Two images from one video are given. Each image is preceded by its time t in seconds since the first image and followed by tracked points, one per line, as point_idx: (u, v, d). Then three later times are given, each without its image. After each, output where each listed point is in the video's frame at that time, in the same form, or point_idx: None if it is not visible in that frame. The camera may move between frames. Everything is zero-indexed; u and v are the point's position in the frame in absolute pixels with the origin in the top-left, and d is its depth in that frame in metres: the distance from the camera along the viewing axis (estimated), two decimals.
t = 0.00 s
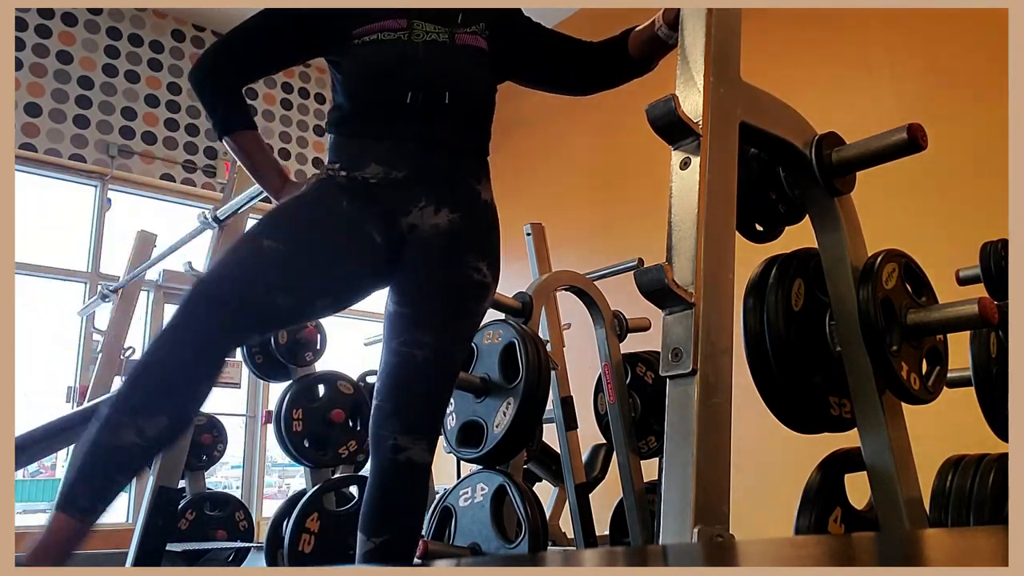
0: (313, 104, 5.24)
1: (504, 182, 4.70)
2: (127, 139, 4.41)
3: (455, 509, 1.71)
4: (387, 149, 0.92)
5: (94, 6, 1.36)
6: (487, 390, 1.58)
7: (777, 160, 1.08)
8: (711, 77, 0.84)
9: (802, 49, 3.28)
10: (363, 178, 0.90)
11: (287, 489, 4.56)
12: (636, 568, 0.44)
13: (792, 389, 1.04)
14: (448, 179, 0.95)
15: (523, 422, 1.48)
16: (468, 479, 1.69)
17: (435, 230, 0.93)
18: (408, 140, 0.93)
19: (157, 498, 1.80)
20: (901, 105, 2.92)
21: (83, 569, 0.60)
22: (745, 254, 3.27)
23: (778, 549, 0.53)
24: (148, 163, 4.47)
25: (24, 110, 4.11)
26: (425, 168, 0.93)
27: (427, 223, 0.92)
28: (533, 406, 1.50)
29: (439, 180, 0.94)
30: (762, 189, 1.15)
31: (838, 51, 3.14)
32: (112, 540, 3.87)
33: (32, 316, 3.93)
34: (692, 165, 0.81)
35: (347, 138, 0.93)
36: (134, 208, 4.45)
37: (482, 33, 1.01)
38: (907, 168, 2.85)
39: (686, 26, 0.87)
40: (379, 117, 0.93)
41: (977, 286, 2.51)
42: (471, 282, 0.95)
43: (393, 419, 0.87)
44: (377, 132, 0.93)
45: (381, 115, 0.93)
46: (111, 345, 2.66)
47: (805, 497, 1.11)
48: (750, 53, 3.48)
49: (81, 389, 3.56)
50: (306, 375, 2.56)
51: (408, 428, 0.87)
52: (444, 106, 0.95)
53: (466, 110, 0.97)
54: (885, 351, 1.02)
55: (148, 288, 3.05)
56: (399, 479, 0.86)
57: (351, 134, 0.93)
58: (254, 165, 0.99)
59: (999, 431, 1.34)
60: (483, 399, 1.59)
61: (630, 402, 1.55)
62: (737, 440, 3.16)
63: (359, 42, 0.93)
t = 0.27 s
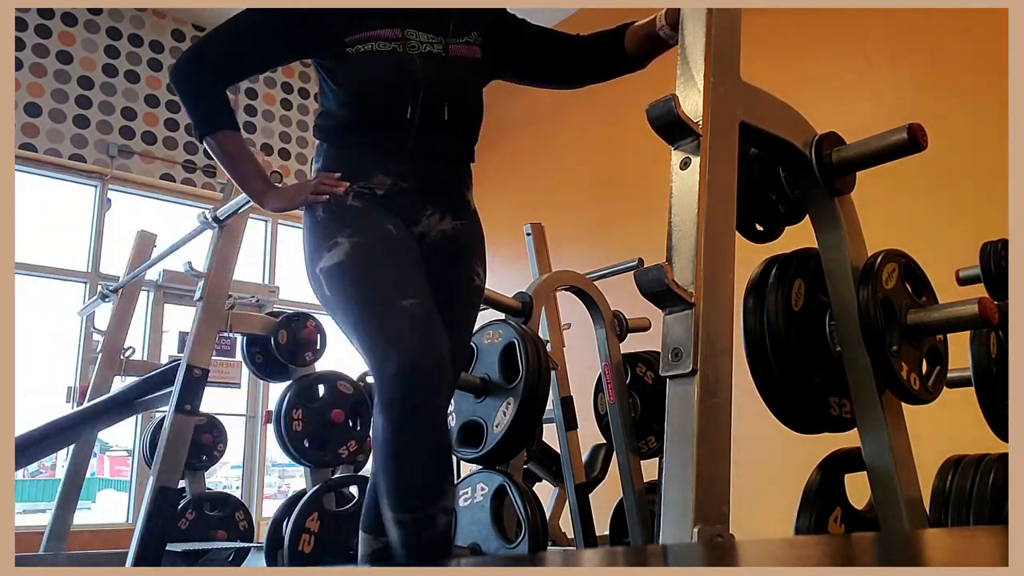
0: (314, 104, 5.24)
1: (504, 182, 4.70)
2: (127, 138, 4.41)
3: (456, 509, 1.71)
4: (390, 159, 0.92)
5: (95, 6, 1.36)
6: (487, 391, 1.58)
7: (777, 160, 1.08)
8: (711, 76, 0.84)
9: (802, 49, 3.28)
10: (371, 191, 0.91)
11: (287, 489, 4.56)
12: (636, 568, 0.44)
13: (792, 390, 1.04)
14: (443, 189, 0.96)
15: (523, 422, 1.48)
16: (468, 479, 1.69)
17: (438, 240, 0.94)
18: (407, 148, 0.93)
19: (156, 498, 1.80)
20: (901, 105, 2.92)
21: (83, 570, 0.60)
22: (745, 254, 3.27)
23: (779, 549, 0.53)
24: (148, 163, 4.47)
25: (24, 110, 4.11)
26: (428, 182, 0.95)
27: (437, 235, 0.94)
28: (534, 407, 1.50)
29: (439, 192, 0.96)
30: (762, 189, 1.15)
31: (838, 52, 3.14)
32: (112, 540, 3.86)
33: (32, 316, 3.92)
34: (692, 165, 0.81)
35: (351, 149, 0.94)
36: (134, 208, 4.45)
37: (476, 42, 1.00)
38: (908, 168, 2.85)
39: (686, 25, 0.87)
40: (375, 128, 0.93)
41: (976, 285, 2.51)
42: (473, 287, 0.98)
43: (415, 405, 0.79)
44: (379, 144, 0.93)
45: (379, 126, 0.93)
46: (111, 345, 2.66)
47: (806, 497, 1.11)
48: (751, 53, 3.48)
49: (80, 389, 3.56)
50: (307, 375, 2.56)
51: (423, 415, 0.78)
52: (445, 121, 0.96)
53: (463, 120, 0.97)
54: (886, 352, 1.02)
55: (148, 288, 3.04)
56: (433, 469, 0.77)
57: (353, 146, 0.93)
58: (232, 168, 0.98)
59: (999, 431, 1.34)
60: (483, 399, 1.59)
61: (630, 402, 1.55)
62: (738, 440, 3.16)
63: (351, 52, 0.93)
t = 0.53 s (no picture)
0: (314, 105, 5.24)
1: (504, 182, 4.70)
2: (127, 139, 4.42)
3: (456, 509, 1.71)
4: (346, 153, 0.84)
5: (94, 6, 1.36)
6: (487, 390, 1.58)
7: (777, 160, 1.08)
8: (711, 76, 0.84)
9: (802, 49, 3.28)
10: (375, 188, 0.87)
11: (287, 489, 4.56)
12: (636, 568, 0.44)
13: (792, 390, 1.04)
14: (422, 192, 0.87)
15: (524, 422, 1.48)
16: (468, 479, 1.69)
17: (408, 247, 0.83)
18: (364, 141, 0.84)
19: (156, 498, 1.80)
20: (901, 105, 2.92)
21: (83, 570, 0.60)
22: (745, 254, 3.27)
23: (780, 550, 0.53)
24: (148, 163, 4.47)
25: (24, 110, 4.12)
26: (390, 178, 0.84)
27: (409, 243, 0.83)
28: (534, 406, 1.50)
29: (413, 195, 0.86)
30: (761, 189, 1.16)
31: (838, 52, 3.14)
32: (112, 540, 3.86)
33: (32, 316, 3.92)
34: (692, 165, 0.81)
35: (299, 141, 0.85)
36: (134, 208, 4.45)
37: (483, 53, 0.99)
38: (908, 168, 2.85)
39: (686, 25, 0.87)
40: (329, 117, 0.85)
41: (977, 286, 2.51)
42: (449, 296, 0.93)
43: (355, 418, 0.78)
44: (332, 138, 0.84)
45: (330, 118, 0.85)
46: (111, 345, 2.66)
47: (806, 498, 1.11)
48: (751, 52, 3.48)
49: (81, 389, 3.57)
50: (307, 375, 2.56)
51: (373, 421, 0.78)
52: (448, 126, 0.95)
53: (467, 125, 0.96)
54: (886, 352, 1.02)
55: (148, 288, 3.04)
56: (393, 478, 0.78)
57: (299, 136, 0.85)
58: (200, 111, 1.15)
59: (999, 431, 1.34)
60: (483, 399, 1.59)
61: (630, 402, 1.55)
62: (738, 439, 3.16)
63: (298, 33, 0.86)
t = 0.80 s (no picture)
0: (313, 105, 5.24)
1: (504, 181, 4.70)
2: (127, 139, 4.42)
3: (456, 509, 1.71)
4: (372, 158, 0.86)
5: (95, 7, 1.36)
6: (487, 391, 1.58)
7: (777, 160, 1.08)
8: (711, 76, 0.84)
9: (802, 49, 3.28)
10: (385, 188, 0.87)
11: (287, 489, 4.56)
12: (636, 568, 0.44)
13: (792, 390, 1.04)
14: (453, 192, 0.87)
15: (524, 422, 1.48)
16: (468, 478, 1.69)
17: (432, 246, 0.83)
18: (388, 142, 0.86)
19: (156, 497, 1.80)
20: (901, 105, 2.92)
21: (84, 570, 0.60)
22: (745, 254, 3.27)
23: (780, 549, 0.53)
24: (148, 163, 4.47)
25: (24, 110, 4.12)
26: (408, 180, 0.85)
27: (435, 241, 0.84)
28: (534, 407, 1.50)
29: (442, 194, 0.86)
30: (762, 189, 1.16)
31: (838, 51, 3.14)
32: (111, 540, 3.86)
33: (32, 316, 3.93)
34: (692, 165, 0.81)
35: (331, 150, 0.89)
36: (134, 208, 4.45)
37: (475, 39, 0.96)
38: (907, 168, 2.85)
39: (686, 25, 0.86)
40: (353, 121, 0.88)
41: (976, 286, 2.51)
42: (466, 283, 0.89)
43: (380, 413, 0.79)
44: (359, 143, 0.87)
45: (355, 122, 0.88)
46: (111, 345, 2.66)
47: (806, 498, 1.11)
48: (751, 52, 3.48)
49: (81, 389, 3.57)
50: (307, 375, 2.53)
51: (397, 417, 0.78)
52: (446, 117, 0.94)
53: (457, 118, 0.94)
54: (886, 352, 1.02)
55: (148, 287, 3.04)
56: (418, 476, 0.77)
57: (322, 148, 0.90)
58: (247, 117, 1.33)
59: (999, 431, 1.34)
60: (483, 398, 1.59)
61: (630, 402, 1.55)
62: (738, 439, 3.16)
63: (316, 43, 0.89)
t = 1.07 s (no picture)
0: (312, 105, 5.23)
1: (505, 181, 4.70)
2: (127, 139, 4.42)
3: (456, 509, 1.71)
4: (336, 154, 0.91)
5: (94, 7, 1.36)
6: (487, 391, 1.58)
7: (778, 160, 1.08)
8: (711, 76, 0.84)
9: (802, 48, 3.28)
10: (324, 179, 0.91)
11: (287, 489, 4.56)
12: (637, 568, 0.44)
13: (792, 390, 1.04)
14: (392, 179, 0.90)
15: (524, 422, 1.48)
16: (468, 478, 1.69)
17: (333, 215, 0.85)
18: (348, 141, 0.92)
19: (156, 498, 1.79)
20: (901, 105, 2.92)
21: (83, 571, 0.59)
22: (745, 254, 3.27)
23: (780, 549, 0.53)
24: (148, 163, 4.47)
25: (24, 110, 4.12)
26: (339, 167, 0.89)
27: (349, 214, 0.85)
28: (534, 407, 1.50)
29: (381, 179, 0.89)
30: (762, 189, 1.16)
31: (839, 51, 3.14)
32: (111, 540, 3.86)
33: (32, 316, 3.93)
34: (692, 165, 0.81)
35: (314, 156, 0.96)
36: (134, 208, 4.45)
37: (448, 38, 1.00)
38: (908, 168, 2.85)
39: (686, 25, 0.86)
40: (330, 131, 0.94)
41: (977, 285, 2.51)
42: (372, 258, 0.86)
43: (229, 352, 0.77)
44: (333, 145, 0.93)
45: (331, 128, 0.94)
46: (111, 345, 2.65)
47: (806, 498, 1.11)
48: (750, 52, 3.48)
49: (82, 389, 3.56)
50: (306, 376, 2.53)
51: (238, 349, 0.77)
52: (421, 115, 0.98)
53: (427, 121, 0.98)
54: (886, 352, 1.02)
55: (148, 287, 3.04)
56: (273, 419, 0.73)
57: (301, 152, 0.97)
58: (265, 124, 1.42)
59: (999, 431, 1.34)
60: (483, 399, 1.59)
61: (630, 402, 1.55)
62: (738, 439, 3.16)
63: (309, 55, 0.94)
